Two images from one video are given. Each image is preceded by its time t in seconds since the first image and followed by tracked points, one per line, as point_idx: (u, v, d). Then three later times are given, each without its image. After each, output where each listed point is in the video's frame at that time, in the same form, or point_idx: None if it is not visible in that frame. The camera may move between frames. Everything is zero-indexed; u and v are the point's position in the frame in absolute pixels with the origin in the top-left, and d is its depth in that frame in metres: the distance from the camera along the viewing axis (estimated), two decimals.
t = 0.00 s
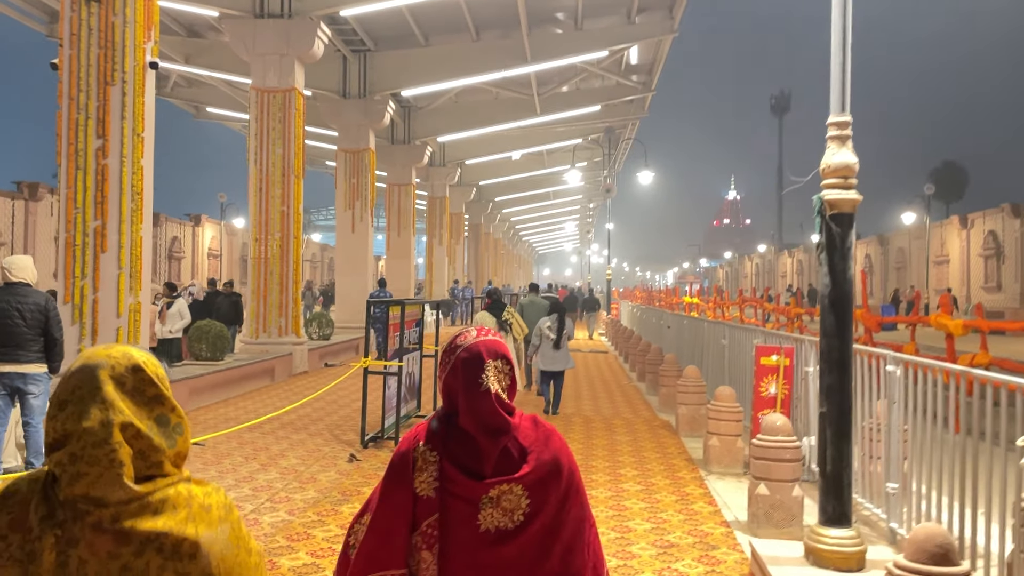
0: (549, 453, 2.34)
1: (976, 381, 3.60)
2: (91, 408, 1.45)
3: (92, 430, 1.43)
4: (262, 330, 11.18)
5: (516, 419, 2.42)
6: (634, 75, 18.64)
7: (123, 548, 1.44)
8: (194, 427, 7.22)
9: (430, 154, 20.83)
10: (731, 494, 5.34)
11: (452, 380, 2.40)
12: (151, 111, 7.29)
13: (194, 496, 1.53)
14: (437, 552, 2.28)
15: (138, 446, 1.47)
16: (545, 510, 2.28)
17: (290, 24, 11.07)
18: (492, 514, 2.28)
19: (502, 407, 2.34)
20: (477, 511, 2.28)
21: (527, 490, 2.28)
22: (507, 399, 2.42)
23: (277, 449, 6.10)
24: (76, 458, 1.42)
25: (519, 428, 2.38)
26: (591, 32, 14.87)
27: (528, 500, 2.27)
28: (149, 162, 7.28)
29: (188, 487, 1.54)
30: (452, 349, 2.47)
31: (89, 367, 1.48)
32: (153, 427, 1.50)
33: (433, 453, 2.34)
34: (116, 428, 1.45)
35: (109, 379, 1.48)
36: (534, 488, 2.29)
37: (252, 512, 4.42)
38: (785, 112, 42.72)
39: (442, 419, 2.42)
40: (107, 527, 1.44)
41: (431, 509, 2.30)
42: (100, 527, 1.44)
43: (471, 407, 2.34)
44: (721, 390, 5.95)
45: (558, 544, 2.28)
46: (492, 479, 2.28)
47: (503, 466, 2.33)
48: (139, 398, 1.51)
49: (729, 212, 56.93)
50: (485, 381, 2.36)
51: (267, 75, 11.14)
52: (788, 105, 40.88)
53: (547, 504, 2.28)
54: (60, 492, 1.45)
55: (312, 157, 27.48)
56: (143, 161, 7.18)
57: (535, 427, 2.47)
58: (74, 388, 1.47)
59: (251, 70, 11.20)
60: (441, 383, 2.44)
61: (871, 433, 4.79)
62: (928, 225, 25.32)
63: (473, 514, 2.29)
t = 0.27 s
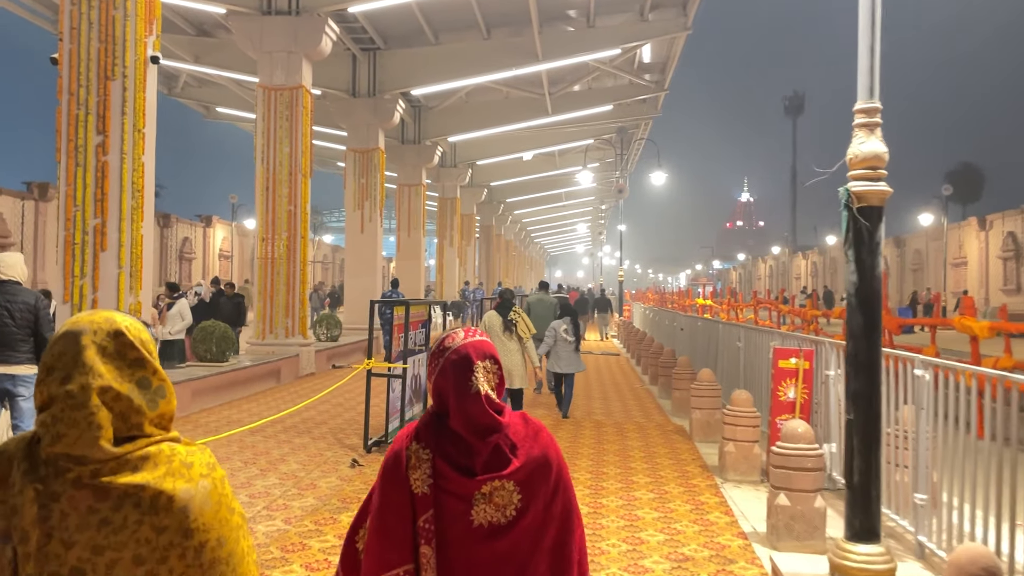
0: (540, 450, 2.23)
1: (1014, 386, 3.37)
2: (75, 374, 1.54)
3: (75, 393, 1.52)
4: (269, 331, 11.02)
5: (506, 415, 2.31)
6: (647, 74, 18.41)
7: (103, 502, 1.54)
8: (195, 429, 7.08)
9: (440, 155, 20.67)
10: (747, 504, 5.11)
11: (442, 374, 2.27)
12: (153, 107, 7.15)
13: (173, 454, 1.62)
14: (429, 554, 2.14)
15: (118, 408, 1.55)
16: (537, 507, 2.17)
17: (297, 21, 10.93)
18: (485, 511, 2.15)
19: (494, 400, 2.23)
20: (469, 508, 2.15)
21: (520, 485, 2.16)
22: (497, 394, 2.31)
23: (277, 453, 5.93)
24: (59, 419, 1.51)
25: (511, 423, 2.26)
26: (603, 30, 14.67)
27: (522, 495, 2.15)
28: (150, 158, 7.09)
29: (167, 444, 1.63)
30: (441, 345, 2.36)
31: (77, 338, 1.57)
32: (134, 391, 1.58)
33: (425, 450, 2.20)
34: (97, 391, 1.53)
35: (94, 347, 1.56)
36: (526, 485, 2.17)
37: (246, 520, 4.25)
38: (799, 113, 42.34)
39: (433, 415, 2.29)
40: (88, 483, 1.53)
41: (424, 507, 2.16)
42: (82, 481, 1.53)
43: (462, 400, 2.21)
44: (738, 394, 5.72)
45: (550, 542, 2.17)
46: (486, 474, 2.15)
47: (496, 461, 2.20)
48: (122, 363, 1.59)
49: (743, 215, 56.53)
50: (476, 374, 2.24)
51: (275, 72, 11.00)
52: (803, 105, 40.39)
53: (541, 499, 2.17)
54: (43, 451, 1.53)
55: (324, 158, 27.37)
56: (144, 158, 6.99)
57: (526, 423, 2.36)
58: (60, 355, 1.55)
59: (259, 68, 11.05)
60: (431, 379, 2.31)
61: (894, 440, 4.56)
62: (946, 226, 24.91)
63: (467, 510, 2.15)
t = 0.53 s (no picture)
0: (540, 466, 2.12)
1: None
2: (99, 417, 1.44)
3: (100, 437, 1.42)
4: (277, 337, 10.87)
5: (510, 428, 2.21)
6: (662, 76, 18.19)
7: (121, 553, 1.42)
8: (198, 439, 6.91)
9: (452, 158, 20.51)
10: (768, 523, 4.88)
11: (446, 383, 2.19)
12: (157, 109, 7.00)
13: (196, 499, 1.48)
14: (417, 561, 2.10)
15: (142, 453, 1.44)
16: (530, 524, 2.08)
17: (307, 22, 10.78)
18: (476, 525, 2.08)
19: (494, 413, 2.13)
20: (460, 519, 2.09)
21: (513, 501, 2.07)
22: (502, 407, 2.20)
23: (280, 465, 5.76)
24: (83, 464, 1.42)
25: (511, 438, 2.16)
26: (617, 31, 14.47)
27: (513, 512, 2.06)
28: (154, 161, 6.94)
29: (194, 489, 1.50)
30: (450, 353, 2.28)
31: (102, 379, 1.47)
32: (160, 435, 1.46)
33: (421, 459, 2.14)
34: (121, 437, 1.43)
35: (118, 388, 1.45)
36: (520, 501, 2.08)
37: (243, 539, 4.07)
38: (816, 116, 41.93)
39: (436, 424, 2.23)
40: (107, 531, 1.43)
41: (415, 515, 2.11)
42: (102, 530, 1.43)
43: (461, 412, 2.13)
44: (757, 406, 5.50)
45: (542, 562, 2.08)
46: (478, 488, 2.08)
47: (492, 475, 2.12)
48: (149, 404, 1.47)
49: (758, 219, 56.05)
50: (478, 386, 2.15)
51: (284, 74, 10.87)
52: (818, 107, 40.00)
53: (535, 517, 2.08)
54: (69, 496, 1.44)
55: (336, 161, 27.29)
56: (147, 161, 6.85)
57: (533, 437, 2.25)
58: (88, 397, 1.46)
59: (268, 69, 10.91)
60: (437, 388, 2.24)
61: (925, 457, 4.34)
62: (967, 230, 24.51)
63: (458, 523, 2.09)
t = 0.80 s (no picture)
0: (575, 457, 2.21)
1: None
2: (184, 387, 1.60)
3: (185, 406, 1.57)
4: (288, 343, 10.71)
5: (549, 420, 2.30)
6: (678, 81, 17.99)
7: (204, 514, 1.57)
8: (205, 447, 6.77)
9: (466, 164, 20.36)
10: (794, 539, 4.63)
11: (489, 375, 2.30)
12: (165, 109, 6.89)
13: (263, 472, 1.69)
14: (456, 542, 2.21)
15: (222, 422, 1.61)
16: (565, 512, 2.16)
17: (319, 24, 10.63)
18: (512, 511, 2.18)
19: (533, 406, 2.22)
20: (498, 504, 2.19)
21: (550, 490, 2.16)
22: (543, 401, 2.29)
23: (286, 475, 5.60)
24: (169, 429, 1.56)
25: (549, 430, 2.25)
26: (634, 34, 14.30)
27: (549, 498, 2.15)
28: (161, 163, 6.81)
29: (260, 461, 1.70)
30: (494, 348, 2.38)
31: (185, 355, 1.63)
32: (236, 406, 1.65)
33: (463, 445, 2.26)
34: (206, 405, 1.59)
35: (202, 363, 1.63)
36: (556, 490, 2.16)
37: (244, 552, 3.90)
38: (833, 122, 41.52)
39: (479, 415, 2.33)
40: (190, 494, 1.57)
41: (456, 499, 2.23)
42: (183, 493, 1.57)
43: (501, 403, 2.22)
44: (781, 415, 5.28)
45: (575, 549, 2.16)
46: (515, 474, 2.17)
47: (529, 465, 2.21)
48: (226, 380, 1.66)
49: (775, 226, 55.52)
50: (518, 379, 2.24)
51: (295, 77, 10.75)
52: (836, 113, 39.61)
53: (569, 504, 2.16)
54: (150, 461, 1.58)
55: (350, 167, 27.22)
56: (154, 162, 6.72)
57: (571, 431, 2.33)
58: (170, 369, 1.62)
59: (280, 72, 10.80)
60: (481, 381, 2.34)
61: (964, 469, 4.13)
62: (989, 237, 24.08)
63: (496, 507, 2.19)
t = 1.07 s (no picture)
0: (620, 490, 2.10)
1: None
2: (232, 431, 1.68)
3: (234, 451, 1.65)
4: (300, 362, 10.53)
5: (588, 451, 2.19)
6: (696, 96, 17.82)
7: (255, 556, 1.65)
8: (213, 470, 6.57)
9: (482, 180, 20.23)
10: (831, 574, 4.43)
11: (529, 403, 2.15)
12: (176, 125, 6.76)
13: (312, 515, 1.77)
14: None
15: (270, 465, 1.69)
16: (614, 547, 2.04)
17: (335, 40, 10.56)
18: (563, 546, 2.02)
19: (578, 436, 2.10)
20: (548, 540, 2.03)
21: (602, 524, 2.03)
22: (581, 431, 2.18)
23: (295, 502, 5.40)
24: (220, 474, 1.64)
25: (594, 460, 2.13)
26: (652, 49, 14.16)
27: (602, 530, 2.02)
28: (170, 179, 6.67)
29: (307, 504, 1.78)
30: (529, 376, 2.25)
31: (231, 404, 1.72)
32: (283, 449, 1.73)
33: (507, 476, 2.08)
34: (255, 448, 1.68)
35: (247, 409, 1.72)
36: (607, 523, 2.04)
37: None
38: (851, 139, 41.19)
39: (518, 445, 2.17)
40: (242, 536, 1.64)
41: (502, 536, 2.06)
42: (236, 536, 1.65)
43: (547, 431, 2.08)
44: (817, 444, 5.06)
45: None
46: (566, 507, 2.03)
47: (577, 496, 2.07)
48: (273, 425, 1.75)
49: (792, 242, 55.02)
50: (563, 407, 2.12)
51: (310, 93, 10.64)
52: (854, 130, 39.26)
53: (619, 537, 2.05)
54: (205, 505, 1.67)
55: (366, 183, 27.17)
56: (164, 178, 6.58)
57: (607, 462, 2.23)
58: (220, 416, 1.71)
59: (295, 88, 10.69)
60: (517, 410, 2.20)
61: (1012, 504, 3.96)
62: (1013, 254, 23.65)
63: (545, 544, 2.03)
